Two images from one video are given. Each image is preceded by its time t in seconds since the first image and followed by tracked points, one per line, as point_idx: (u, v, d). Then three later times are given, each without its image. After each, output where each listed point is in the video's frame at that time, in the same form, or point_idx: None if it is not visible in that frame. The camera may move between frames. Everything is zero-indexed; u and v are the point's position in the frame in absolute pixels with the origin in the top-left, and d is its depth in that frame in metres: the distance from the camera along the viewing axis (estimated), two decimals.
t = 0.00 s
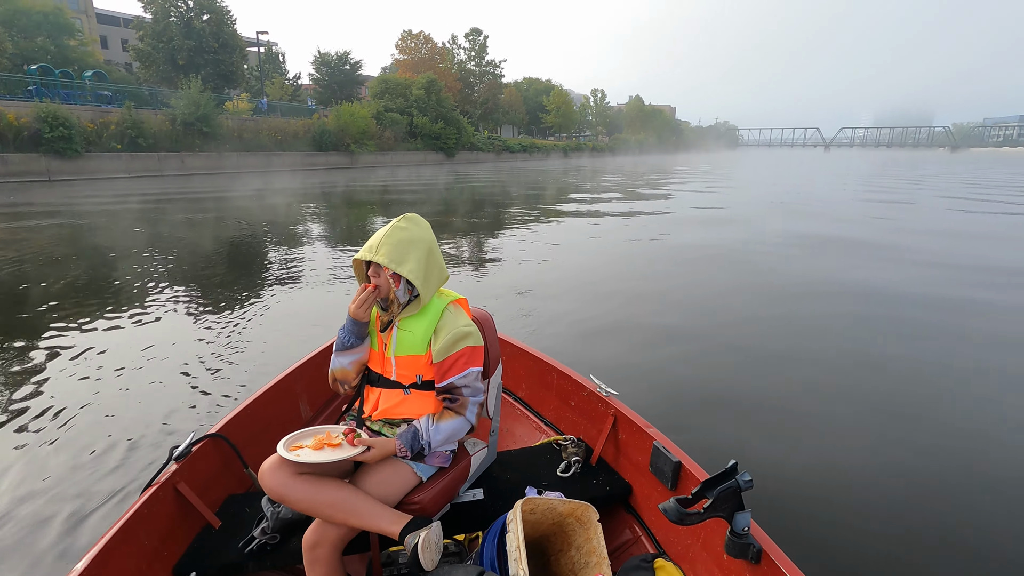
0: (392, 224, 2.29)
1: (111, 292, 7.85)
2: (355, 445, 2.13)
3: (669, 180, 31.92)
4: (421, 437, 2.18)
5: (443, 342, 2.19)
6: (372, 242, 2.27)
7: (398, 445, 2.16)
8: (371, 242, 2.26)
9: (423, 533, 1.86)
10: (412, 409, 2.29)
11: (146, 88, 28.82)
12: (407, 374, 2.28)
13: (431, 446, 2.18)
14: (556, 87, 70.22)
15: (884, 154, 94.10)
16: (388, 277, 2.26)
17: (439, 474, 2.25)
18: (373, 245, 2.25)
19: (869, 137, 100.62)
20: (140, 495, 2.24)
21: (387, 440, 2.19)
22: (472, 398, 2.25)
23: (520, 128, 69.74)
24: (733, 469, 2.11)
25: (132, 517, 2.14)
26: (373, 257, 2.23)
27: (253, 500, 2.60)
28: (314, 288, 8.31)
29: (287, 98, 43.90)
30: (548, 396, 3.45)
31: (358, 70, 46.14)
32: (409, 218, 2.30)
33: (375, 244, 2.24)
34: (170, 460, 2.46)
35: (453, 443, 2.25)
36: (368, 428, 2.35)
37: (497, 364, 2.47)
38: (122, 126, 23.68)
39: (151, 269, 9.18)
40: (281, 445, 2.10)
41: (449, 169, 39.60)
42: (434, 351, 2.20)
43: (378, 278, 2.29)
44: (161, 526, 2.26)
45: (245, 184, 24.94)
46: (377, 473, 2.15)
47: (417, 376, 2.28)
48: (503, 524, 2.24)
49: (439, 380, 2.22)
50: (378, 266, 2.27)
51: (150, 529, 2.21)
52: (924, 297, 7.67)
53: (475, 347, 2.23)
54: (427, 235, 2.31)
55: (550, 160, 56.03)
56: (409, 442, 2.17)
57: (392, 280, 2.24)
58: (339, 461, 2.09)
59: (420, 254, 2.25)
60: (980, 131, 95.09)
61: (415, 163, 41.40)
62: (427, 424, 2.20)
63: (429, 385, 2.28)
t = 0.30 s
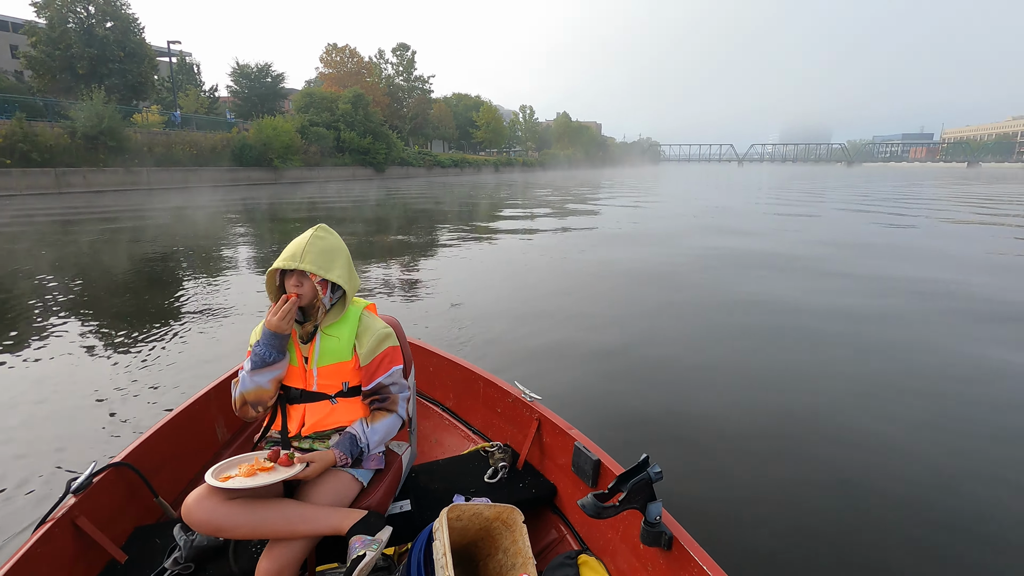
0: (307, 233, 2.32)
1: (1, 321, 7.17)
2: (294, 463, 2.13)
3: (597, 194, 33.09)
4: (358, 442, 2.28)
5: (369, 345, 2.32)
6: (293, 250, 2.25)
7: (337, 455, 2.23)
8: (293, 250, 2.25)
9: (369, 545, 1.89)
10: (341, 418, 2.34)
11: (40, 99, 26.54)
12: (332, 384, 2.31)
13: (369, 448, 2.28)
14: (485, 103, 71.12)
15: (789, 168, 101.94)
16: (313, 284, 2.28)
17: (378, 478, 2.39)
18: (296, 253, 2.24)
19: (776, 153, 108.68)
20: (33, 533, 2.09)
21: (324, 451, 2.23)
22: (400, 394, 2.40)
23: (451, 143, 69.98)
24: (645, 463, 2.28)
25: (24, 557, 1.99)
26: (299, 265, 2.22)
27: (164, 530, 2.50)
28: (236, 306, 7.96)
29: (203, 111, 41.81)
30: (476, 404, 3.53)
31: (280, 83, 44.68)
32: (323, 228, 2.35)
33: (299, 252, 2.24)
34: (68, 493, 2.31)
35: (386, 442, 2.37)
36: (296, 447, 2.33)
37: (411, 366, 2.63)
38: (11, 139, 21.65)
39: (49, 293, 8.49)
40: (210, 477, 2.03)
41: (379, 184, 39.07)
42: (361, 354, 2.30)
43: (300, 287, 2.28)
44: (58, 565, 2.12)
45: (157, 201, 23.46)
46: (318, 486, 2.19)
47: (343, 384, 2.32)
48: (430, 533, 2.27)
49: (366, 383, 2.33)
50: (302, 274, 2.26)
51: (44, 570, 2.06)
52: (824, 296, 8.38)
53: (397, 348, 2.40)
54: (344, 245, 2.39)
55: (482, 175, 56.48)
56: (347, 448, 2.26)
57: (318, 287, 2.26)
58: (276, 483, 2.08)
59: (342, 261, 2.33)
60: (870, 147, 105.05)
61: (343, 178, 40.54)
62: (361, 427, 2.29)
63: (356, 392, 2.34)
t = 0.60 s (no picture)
0: (249, 239, 2.24)
1: None
2: (270, 482, 2.08)
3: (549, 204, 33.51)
4: (324, 449, 2.30)
5: (321, 350, 2.37)
6: (249, 256, 2.16)
7: (307, 465, 2.22)
8: (251, 256, 2.16)
9: None
10: (300, 429, 2.29)
11: None
12: (290, 395, 2.25)
13: (334, 454, 2.32)
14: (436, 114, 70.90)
15: (730, 179, 106.53)
16: (272, 288, 2.21)
17: (338, 490, 2.41)
18: (256, 258, 2.16)
19: (717, 164, 113.25)
20: None
21: (291, 466, 2.19)
22: (351, 398, 2.46)
23: (402, 154, 69.45)
24: (601, 469, 2.29)
25: None
26: (260, 270, 2.15)
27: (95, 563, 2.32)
28: (176, 324, 7.59)
29: (137, 119, 39.85)
30: (431, 417, 3.47)
31: (222, 92, 43.16)
32: (260, 236, 2.28)
33: (258, 257, 2.17)
34: None
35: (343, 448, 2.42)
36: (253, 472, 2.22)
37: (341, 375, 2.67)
38: None
39: None
40: (180, 508, 1.90)
41: (328, 195, 38.23)
42: (316, 361, 2.34)
43: (258, 294, 2.19)
44: None
45: (87, 214, 22.10)
46: (289, 504, 2.15)
47: (299, 394, 2.29)
48: (386, 552, 2.20)
49: (318, 390, 2.35)
50: (259, 280, 2.18)
51: None
52: (766, 302, 8.77)
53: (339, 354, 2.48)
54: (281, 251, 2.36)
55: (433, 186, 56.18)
56: (315, 458, 2.26)
57: (277, 292, 2.22)
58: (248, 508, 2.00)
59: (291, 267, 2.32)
60: (803, 158, 111.16)
61: (290, 190, 39.48)
62: (323, 436, 2.31)
63: (309, 401, 2.32)
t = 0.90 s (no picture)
0: (198, 255, 2.17)
1: None
2: (216, 507, 2.02)
3: (512, 211, 33.65)
4: (277, 470, 2.24)
5: (275, 366, 2.30)
6: (198, 271, 2.09)
7: (258, 487, 2.16)
8: (200, 271, 2.09)
9: None
10: (252, 449, 2.23)
11: None
12: (241, 413, 2.19)
13: (288, 475, 2.26)
14: (396, 121, 70.27)
15: (687, 186, 109.40)
16: (223, 305, 2.15)
17: (295, 511, 2.35)
18: (206, 274, 2.09)
19: (674, 172, 116.23)
20: None
21: (243, 488, 2.14)
22: (308, 414, 2.40)
23: (362, 161, 68.54)
24: (562, 478, 2.31)
25: None
26: (210, 286, 2.08)
27: None
28: (123, 340, 7.25)
29: (79, 123, 37.96)
30: (393, 432, 3.43)
31: (172, 96, 41.62)
32: (208, 251, 2.21)
33: (208, 272, 2.10)
34: None
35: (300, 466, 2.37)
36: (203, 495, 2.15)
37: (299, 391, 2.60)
38: None
39: None
40: (117, 541, 1.81)
41: (286, 203, 37.29)
42: (270, 378, 2.26)
43: (209, 310, 2.13)
44: None
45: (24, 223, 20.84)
46: (241, 528, 2.08)
47: (251, 411, 2.22)
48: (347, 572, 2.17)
49: (273, 407, 2.29)
50: (209, 296, 2.12)
51: None
52: (723, 307, 9.04)
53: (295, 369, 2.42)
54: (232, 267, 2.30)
55: (394, 193, 55.60)
56: (267, 479, 2.20)
57: (229, 309, 2.16)
58: (194, 535, 1.94)
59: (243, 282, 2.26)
60: (755, 167, 115.22)
61: (246, 198, 38.36)
62: (277, 455, 2.26)
63: (263, 419, 2.26)
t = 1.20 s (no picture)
0: (157, 264, 2.11)
1: None
2: (179, 525, 1.95)
3: (483, 216, 33.65)
4: (243, 484, 2.18)
5: (240, 377, 2.24)
6: (156, 281, 2.03)
7: (224, 503, 2.10)
8: (159, 281, 2.03)
9: None
10: (217, 462, 2.17)
11: None
12: (204, 426, 2.13)
13: (255, 488, 2.20)
14: (367, 125, 69.67)
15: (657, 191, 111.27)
16: (184, 314, 2.10)
17: (263, 526, 2.29)
18: (165, 284, 2.04)
19: (644, 177, 118.09)
20: None
21: (207, 504, 2.08)
22: (276, 425, 2.35)
23: (332, 165, 67.64)
24: (536, 485, 2.32)
25: None
26: (169, 296, 2.03)
27: None
28: (79, 352, 6.97)
29: (33, 126, 36.43)
30: (364, 443, 3.38)
31: (132, 98, 40.34)
32: (167, 260, 2.16)
33: (167, 282, 2.05)
34: None
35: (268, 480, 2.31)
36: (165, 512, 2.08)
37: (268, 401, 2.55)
38: None
39: None
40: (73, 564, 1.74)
41: (253, 208, 36.49)
42: (234, 389, 2.21)
43: (169, 321, 2.07)
44: None
45: None
46: (206, 545, 2.02)
47: (215, 424, 2.16)
48: None
49: (238, 419, 2.23)
50: (168, 306, 2.06)
51: None
52: (692, 308, 9.20)
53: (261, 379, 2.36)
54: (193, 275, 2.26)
55: (366, 198, 55.06)
56: (233, 494, 2.14)
57: (190, 318, 2.10)
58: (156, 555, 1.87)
59: (204, 291, 2.21)
60: (722, 172, 117.93)
61: (211, 203, 37.38)
62: (243, 469, 2.20)
63: (228, 432, 2.21)
